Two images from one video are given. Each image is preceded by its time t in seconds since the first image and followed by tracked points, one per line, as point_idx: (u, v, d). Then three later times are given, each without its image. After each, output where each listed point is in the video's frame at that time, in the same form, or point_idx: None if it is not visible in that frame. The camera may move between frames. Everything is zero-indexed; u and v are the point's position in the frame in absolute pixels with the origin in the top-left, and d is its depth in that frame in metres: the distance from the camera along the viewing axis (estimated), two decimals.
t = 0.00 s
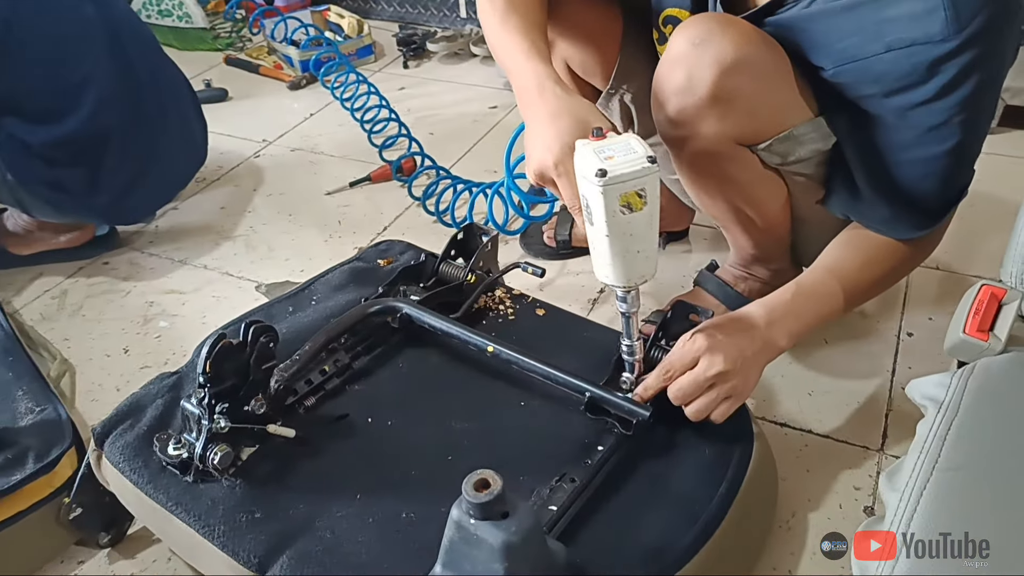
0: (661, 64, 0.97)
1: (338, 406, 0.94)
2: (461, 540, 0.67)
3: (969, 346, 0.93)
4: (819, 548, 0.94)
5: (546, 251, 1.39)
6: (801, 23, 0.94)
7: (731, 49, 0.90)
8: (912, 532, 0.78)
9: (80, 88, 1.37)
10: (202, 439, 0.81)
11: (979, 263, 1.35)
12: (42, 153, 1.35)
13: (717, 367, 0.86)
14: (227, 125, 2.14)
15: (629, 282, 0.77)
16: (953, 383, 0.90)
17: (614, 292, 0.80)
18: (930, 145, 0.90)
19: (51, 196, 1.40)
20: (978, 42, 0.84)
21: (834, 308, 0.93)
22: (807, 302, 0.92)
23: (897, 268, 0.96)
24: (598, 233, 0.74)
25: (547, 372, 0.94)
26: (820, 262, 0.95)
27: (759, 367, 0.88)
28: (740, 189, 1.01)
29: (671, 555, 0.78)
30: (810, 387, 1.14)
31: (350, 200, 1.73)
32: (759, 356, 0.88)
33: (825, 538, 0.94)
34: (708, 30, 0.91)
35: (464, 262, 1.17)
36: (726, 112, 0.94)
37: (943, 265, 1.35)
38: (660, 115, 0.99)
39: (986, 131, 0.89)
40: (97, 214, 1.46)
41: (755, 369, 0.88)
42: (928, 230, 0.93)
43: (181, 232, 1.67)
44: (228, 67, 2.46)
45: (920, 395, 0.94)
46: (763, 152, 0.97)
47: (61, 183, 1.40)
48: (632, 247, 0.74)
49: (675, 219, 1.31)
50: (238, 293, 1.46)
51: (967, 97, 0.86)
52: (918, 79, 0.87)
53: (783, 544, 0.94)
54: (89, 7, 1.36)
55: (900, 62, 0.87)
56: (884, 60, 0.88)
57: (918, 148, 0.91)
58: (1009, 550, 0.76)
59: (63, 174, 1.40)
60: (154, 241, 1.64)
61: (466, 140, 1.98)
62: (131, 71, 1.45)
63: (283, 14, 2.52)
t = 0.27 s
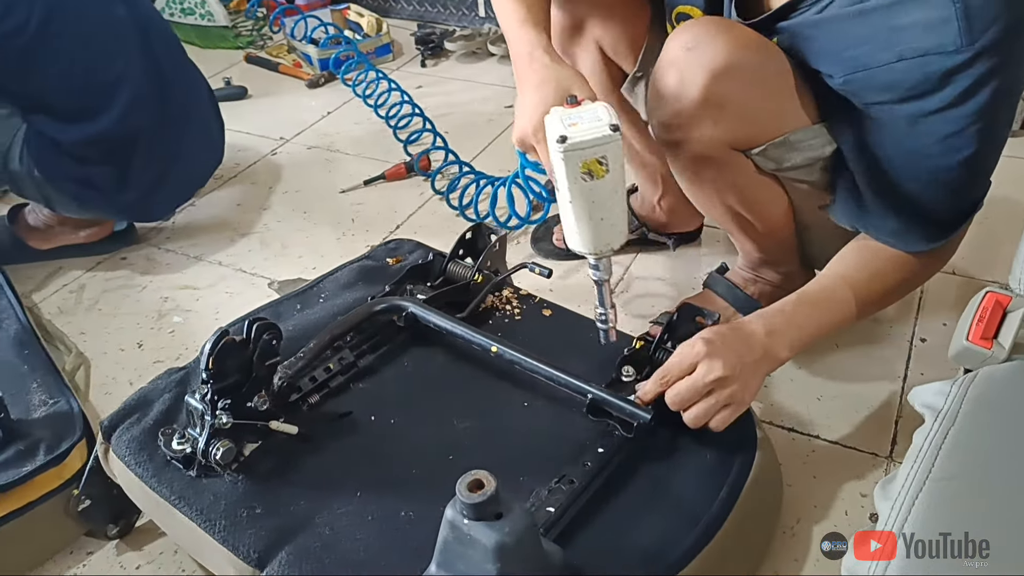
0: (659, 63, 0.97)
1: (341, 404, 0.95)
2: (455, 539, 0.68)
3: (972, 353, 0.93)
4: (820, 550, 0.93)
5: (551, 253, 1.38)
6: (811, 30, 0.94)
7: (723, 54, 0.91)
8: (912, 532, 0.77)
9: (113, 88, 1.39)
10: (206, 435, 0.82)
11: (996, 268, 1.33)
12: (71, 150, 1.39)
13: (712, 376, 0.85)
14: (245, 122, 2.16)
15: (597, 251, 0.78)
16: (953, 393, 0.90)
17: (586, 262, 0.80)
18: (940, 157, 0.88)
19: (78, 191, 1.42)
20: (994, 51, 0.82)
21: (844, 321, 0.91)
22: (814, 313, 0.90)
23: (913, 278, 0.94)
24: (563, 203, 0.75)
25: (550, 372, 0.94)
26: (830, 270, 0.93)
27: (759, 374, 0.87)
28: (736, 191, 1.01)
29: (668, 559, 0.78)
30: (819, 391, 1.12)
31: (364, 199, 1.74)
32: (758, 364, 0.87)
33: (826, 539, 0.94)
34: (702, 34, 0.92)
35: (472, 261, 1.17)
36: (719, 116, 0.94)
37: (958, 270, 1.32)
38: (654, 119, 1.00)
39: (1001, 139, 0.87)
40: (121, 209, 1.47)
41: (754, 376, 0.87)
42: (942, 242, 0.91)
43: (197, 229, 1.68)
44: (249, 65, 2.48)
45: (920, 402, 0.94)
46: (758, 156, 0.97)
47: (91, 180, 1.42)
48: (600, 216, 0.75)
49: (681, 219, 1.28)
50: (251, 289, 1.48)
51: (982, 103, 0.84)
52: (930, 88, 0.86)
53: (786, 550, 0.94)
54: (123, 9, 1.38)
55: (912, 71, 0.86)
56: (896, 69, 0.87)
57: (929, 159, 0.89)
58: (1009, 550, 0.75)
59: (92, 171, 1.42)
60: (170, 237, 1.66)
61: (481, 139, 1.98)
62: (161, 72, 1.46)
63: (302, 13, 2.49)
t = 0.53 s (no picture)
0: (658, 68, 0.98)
1: (342, 403, 0.95)
2: (444, 542, 0.68)
3: (972, 365, 0.89)
4: (819, 549, 0.93)
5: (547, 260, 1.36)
6: (803, 41, 0.90)
7: (715, 66, 0.91)
8: (914, 532, 0.74)
9: (141, 95, 1.42)
10: (205, 432, 0.83)
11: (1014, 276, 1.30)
12: (92, 150, 1.40)
13: (704, 362, 0.85)
14: (264, 120, 2.18)
15: (544, 206, 0.88)
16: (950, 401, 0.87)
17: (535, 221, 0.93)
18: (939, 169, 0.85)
19: (95, 190, 1.42)
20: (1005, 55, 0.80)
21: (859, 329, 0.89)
22: (826, 323, 0.88)
23: (937, 285, 0.91)
24: (512, 163, 0.87)
25: (550, 376, 0.93)
26: (854, 280, 0.90)
27: (755, 369, 0.86)
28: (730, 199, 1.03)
29: (661, 566, 0.77)
30: (826, 399, 1.11)
31: (376, 197, 1.74)
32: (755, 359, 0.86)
33: (826, 538, 0.94)
34: (697, 44, 0.92)
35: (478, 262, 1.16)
36: (710, 127, 0.96)
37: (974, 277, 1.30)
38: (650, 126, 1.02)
39: (1011, 147, 0.85)
40: (134, 211, 1.46)
41: (750, 372, 0.86)
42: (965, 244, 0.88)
43: (212, 225, 1.70)
44: (269, 63, 2.50)
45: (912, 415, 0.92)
46: (750, 168, 0.99)
47: (109, 180, 1.42)
48: (545, 179, 0.87)
49: (677, 231, 1.28)
50: (262, 286, 1.49)
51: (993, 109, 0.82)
52: (922, 101, 0.82)
53: (786, 559, 0.93)
54: (151, 19, 1.43)
55: (905, 82, 0.82)
56: (888, 81, 0.83)
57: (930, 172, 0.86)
58: (1008, 551, 0.74)
59: (112, 172, 1.43)
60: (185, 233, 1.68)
61: (495, 138, 1.98)
62: (187, 83, 1.50)
63: (322, 11, 2.52)
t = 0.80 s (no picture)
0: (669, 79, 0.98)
1: (345, 402, 0.96)
2: (438, 544, 0.68)
3: (974, 375, 0.90)
4: (820, 549, 0.93)
5: (554, 262, 1.35)
6: (804, 50, 0.88)
7: (727, 74, 0.90)
8: (914, 533, 0.73)
9: (157, 98, 1.44)
10: (208, 430, 0.84)
11: None
12: (110, 151, 1.41)
13: (702, 356, 0.88)
14: (279, 118, 2.19)
15: (512, 193, 0.89)
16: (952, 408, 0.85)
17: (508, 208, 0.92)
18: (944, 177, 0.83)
19: (111, 190, 1.43)
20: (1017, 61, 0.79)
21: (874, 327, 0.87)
22: (838, 322, 0.87)
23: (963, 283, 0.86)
24: (483, 147, 0.89)
25: (552, 379, 0.93)
26: (871, 279, 0.87)
27: (757, 364, 0.87)
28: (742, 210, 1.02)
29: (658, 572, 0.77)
30: (834, 406, 1.10)
31: (388, 196, 1.75)
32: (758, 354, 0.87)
33: (826, 537, 0.93)
34: (707, 53, 0.91)
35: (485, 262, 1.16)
36: (722, 138, 0.95)
37: (989, 284, 1.28)
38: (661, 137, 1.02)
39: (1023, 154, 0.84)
40: (152, 210, 1.48)
41: (755, 367, 0.87)
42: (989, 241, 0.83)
43: (225, 221, 1.71)
44: (287, 61, 2.51)
45: (913, 426, 0.88)
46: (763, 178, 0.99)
47: (127, 182, 1.44)
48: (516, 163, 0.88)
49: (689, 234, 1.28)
50: (273, 284, 1.50)
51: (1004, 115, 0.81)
52: (926, 109, 0.79)
53: (788, 567, 0.92)
54: (178, 25, 1.45)
55: (903, 91, 0.80)
56: (887, 90, 0.81)
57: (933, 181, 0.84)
58: (1010, 550, 0.72)
59: (127, 173, 1.44)
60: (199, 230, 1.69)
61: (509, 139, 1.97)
62: (206, 86, 1.51)
63: (339, 10, 2.52)
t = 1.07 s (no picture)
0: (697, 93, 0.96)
1: (350, 399, 0.96)
2: (433, 544, 0.68)
3: (978, 389, 0.89)
4: (820, 549, 0.93)
5: (566, 267, 1.34)
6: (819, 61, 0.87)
7: (762, 93, 0.88)
8: (914, 532, 0.73)
9: (177, 96, 1.45)
10: (212, 425, 0.85)
11: None
12: (127, 147, 1.42)
13: (672, 339, 0.91)
14: (299, 115, 2.21)
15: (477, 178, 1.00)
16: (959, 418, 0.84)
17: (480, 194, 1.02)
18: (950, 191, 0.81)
19: (127, 185, 1.44)
20: None
21: (875, 325, 0.86)
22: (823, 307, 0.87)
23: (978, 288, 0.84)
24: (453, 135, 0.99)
25: (556, 381, 0.93)
26: (871, 278, 0.86)
27: (728, 350, 0.89)
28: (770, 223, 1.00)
29: None
30: (842, 414, 1.09)
31: (403, 194, 1.75)
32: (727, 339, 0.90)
33: (826, 538, 0.94)
34: (740, 69, 0.89)
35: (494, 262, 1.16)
36: (753, 156, 0.93)
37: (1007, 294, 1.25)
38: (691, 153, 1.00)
39: None
40: (166, 207, 1.50)
41: (726, 352, 0.89)
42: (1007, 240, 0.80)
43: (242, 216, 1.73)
44: (309, 58, 2.53)
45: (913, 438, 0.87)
46: (796, 196, 0.97)
47: (141, 178, 1.45)
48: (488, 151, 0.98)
49: (701, 236, 1.27)
50: (286, 280, 1.51)
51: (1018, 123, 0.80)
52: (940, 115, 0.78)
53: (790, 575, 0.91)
54: (202, 28, 1.47)
55: (916, 93, 0.79)
56: (898, 92, 0.80)
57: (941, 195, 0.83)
58: (1009, 549, 0.72)
59: (143, 169, 1.45)
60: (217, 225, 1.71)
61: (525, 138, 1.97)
62: (227, 85, 1.52)
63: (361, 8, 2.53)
